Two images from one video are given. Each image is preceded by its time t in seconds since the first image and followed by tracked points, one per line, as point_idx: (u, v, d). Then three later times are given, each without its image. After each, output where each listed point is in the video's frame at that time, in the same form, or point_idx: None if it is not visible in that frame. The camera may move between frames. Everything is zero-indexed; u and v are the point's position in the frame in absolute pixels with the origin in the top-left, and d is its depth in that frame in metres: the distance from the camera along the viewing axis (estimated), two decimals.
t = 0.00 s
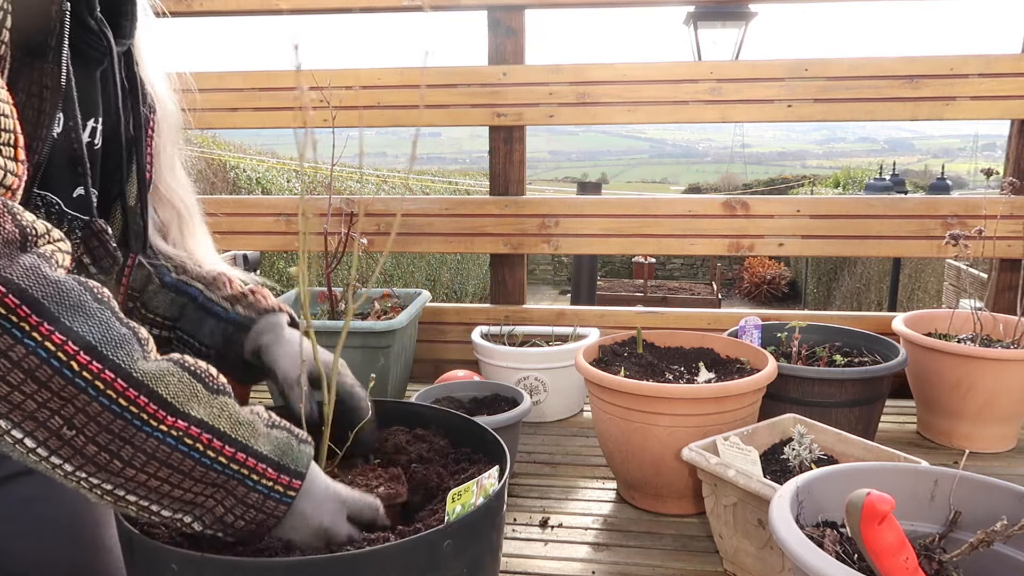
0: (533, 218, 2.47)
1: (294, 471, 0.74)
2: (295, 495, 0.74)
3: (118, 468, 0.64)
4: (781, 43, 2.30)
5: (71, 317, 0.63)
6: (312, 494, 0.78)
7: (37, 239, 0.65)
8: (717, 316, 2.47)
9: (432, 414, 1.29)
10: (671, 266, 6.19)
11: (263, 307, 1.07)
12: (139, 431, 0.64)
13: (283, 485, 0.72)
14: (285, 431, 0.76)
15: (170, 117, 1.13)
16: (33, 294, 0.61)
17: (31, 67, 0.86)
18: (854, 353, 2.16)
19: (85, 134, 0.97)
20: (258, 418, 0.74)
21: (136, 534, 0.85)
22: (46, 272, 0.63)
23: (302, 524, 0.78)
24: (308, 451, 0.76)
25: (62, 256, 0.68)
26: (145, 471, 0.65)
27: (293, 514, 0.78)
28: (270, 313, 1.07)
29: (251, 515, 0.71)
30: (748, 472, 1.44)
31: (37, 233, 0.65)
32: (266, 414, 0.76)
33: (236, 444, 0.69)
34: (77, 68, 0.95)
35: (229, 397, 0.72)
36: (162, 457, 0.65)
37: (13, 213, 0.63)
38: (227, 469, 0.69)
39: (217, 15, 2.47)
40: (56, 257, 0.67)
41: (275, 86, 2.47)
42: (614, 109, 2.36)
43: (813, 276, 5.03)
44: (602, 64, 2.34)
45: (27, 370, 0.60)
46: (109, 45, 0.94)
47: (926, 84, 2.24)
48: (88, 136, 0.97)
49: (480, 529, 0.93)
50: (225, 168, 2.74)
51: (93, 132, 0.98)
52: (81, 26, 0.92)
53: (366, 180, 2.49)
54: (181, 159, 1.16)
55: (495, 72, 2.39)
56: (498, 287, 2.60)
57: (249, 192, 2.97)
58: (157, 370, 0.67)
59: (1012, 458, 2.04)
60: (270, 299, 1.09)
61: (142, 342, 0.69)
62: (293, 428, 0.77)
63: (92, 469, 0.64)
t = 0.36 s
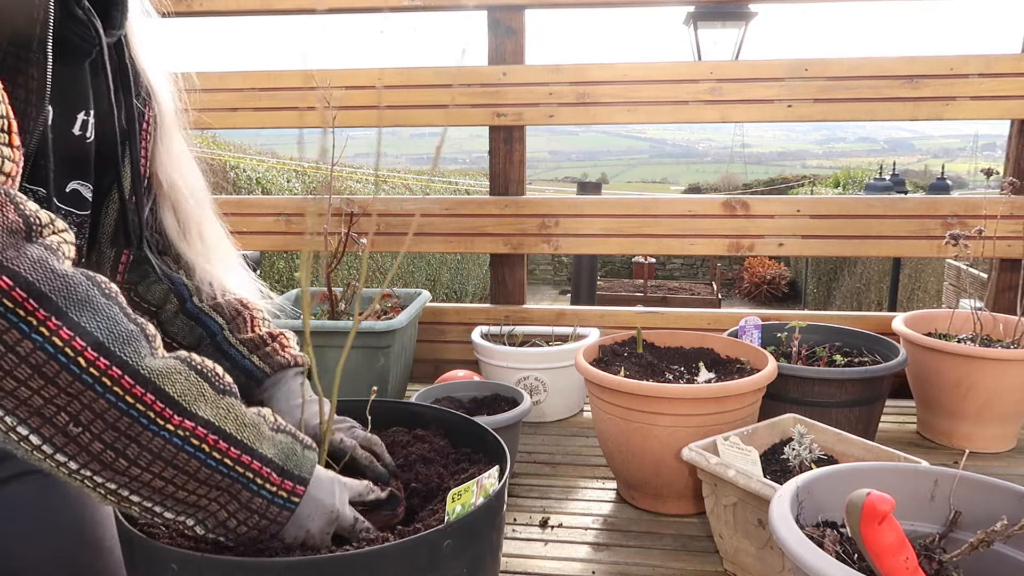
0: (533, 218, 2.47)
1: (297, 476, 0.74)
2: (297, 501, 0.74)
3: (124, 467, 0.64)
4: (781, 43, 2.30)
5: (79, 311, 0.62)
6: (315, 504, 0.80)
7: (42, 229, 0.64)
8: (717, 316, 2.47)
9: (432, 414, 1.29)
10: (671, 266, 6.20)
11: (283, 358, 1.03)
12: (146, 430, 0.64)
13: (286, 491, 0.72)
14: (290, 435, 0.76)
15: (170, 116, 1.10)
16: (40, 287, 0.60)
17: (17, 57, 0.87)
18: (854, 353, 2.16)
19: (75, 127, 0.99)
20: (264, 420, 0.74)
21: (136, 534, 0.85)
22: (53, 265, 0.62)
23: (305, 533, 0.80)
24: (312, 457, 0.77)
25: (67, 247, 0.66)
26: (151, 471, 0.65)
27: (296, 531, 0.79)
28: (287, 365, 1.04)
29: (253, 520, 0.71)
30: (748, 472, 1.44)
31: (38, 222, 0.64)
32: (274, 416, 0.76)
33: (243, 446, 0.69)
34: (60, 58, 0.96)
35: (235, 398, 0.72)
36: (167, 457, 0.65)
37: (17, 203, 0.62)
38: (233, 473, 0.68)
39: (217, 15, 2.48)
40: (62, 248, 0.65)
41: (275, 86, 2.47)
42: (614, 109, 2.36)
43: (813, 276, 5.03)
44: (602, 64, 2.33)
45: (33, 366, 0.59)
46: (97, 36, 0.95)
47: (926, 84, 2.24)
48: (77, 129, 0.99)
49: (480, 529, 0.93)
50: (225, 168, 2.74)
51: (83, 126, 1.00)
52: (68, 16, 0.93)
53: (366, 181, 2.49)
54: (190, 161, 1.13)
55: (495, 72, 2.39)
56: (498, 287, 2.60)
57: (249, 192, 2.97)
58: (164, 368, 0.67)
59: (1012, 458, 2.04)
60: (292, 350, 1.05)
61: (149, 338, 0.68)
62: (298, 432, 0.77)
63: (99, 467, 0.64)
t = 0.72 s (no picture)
0: (533, 218, 2.47)
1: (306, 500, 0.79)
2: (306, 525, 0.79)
3: (139, 497, 0.66)
4: (781, 43, 2.30)
5: (100, 346, 0.63)
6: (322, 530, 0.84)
7: (63, 260, 0.64)
8: (717, 316, 2.47)
9: (432, 414, 1.29)
10: (671, 266, 6.20)
11: (267, 381, 1.07)
12: (161, 461, 0.66)
13: (296, 515, 0.77)
14: (297, 462, 0.80)
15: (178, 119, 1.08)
16: (62, 322, 0.60)
17: (31, 72, 0.87)
18: (854, 353, 2.16)
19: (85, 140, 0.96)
20: (272, 447, 0.78)
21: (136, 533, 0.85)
22: (75, 298, 0.63)
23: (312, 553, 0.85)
24: (319, 482, 0.81)
25: (85, 276, 0.67)
26: (165, 500, 0.67)
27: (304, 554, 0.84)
28: (271, 386, 1.08)
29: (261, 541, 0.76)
30: (748, 471, 1.44)
31: (59, 251, 0.64)
32: (279, 442, 0.80)
33: (254, 474, 0.73)
34: (74, 70, 0.92)
35: (244, 427, 0.75)
36: (182, 488, 0.68)
37: (38, 233, 0.62)
38: (245, 500, 0.72)
39: (217, 15, 2.47)
40: (81, 278, 0.66)
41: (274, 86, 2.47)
42: (614, 108, 2.36)
43: (813, 276, 5.03)
44: (602, 64, 2.33)
45: (53, 400, 0.60)
46: (110, 48, 0.93)
47: (926, 84, 2.24)
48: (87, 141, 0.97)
49: (480, 529, 0.93)
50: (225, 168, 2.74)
51: (93, 137, 0.97)
52: (83, 29, 0.91)
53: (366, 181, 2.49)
54: (198, 167, 1.12)
55: (495, 72, 2.39)
56: (498, 287, 2.60)
57: (249, 192, 2.97)
58: (179, 400, 0.68)
59: (1012, 458, 2.04)
60: (277, 372, 1.09)
61: (165, 369, 0.69)
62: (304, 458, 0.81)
63: (114, 498, 0.65)
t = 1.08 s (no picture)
0: (533, 218, 2.47)
1: (291, 452, 0.76)
2: (292, 476, 0.76)
3: (105, 461, 0.66)
4: (781, 43, 2.30)
5: (43, 314, 0.63)
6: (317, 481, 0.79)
7: (6, 234, 0.64)
8: (717, 316, 2.47)
9: (432, 414, 1.29)
10: (671, 266, 6.20)
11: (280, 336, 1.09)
12: (122, 422, 0.66)
13: (280, 467, 0.74)
14: (283, 410, 0.78)
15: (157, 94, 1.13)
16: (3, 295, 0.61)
17: None
18: (854, 353, 2.16)
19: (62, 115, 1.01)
20: (251, 397, 0.76)
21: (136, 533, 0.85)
22: (17, 271, 0.63)
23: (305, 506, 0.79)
24: (305, 431, 0.79)
25: (36, 249, 0.67)
26: (134, 462, 0.67)
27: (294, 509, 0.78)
28: (284, 346, 1.09)
29: (247, 498, 0.73)
30: (748, 472, 1.44)
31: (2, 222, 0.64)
32: (265, 391, 0.79)
33: (225, 428, 0.72)
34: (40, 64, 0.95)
35: (215, 382, 0.74)
36: (147, 447, 0.68)
37: None
38: (219, 454, 0.71)
39: (217, 15, 2.47)
40: (28, 252, 0.66)
41: (274, 86, 2.47)
42: (614, 108, 2.36)
43: (813, 276, 5.03)
44: (602, 64, 2.33)
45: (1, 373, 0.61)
46: (79, 22, 1.00)
47: (926, 84, 2.24)
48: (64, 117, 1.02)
49: (480, 529, 0.93)
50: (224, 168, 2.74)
51: (69, 112, 1.02)
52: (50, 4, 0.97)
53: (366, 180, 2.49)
54: (183, 141, 1.14)
55: (495, 72, 2.39)
56: (498, 287, 2.60)
57: (249, 192, 2.97)
58: (136, 361, 0.68)
59: (1012, 458, 2.04)
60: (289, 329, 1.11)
61: (121, 331, 0.69)
62: (291, 406, 0.79)
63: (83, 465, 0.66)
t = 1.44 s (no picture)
0: (533, 218, 2.47)
1: (223, 467, 0.74)
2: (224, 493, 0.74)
3: (21, 484, 0.66)
4: (781, 44, 2.30)
5: None
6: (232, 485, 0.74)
7: None
8: (717, 316, 2.47)
9: (432, 413, 1.29)
10: (671, 266, 6.20)
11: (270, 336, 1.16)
12: (35, 446, 0.65)
13: (207, 484, 0.72)
14: (216, 420, 0.75)
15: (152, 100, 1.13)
16: None
17: None
18: (854, 353, 2.16)
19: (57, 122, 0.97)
20: (179, 410, 0.74)
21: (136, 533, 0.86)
22: None
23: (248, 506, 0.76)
24: (242, 442, 0.75)
25: None
26: (51, 484, 0.67)
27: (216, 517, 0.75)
28: (272, 343, 1.17)
29: (177, 516, 0.72)
30: (747, 472, 1.44)
31: None
32: (198, 401, 0.77)
33: (145, 447, 0.70)
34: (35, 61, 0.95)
35: (140, 395, 0.72)
36: (63, 469, 0.67)
37: None
38: (141, 473, 0.70)
39: (217, 15, 2.47)
40: None
41: (275, 86, 2.47)
42: (614, 108, 2.36)
43: (813, 276, 5.02)
44: (602, 64, 2.33)
45: None
46: (75, 28, 0.96)
47: (926, 84, 2.24)
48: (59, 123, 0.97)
49: (481, 529, 0.93)
50: (224, 168, 2.74)
51: (64, 119, 0.98)
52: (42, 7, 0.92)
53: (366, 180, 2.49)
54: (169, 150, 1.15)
55: (495, 72, 2.39)
56: (498, 287, 2.61)
57: (249, 192, 2.97)
58: (46, 384, 0.66)
59: (1012, 458, 2.04)
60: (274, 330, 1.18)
61: (34, 352, 0.67)
62: (225, 415, 0.76)
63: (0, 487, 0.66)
